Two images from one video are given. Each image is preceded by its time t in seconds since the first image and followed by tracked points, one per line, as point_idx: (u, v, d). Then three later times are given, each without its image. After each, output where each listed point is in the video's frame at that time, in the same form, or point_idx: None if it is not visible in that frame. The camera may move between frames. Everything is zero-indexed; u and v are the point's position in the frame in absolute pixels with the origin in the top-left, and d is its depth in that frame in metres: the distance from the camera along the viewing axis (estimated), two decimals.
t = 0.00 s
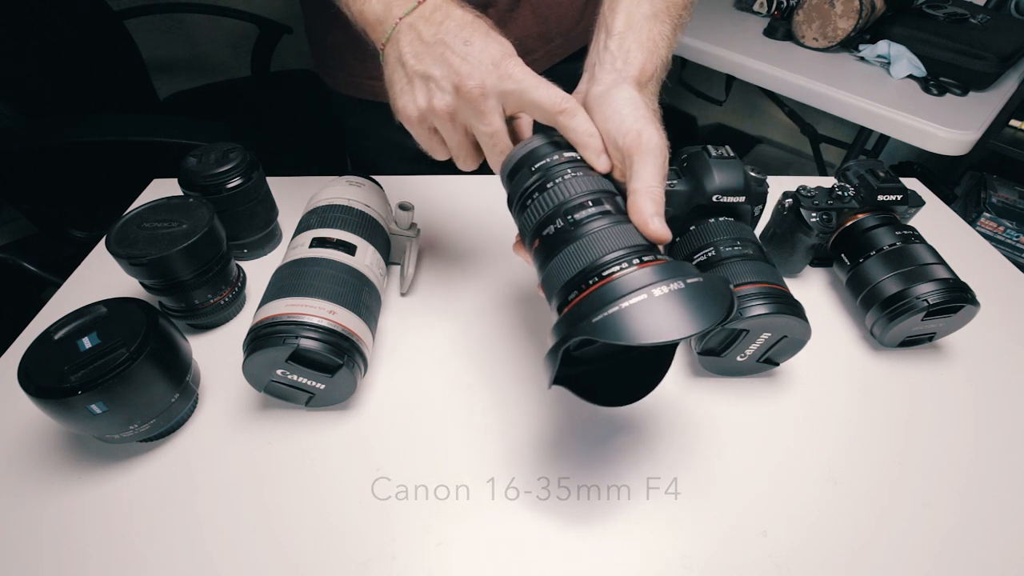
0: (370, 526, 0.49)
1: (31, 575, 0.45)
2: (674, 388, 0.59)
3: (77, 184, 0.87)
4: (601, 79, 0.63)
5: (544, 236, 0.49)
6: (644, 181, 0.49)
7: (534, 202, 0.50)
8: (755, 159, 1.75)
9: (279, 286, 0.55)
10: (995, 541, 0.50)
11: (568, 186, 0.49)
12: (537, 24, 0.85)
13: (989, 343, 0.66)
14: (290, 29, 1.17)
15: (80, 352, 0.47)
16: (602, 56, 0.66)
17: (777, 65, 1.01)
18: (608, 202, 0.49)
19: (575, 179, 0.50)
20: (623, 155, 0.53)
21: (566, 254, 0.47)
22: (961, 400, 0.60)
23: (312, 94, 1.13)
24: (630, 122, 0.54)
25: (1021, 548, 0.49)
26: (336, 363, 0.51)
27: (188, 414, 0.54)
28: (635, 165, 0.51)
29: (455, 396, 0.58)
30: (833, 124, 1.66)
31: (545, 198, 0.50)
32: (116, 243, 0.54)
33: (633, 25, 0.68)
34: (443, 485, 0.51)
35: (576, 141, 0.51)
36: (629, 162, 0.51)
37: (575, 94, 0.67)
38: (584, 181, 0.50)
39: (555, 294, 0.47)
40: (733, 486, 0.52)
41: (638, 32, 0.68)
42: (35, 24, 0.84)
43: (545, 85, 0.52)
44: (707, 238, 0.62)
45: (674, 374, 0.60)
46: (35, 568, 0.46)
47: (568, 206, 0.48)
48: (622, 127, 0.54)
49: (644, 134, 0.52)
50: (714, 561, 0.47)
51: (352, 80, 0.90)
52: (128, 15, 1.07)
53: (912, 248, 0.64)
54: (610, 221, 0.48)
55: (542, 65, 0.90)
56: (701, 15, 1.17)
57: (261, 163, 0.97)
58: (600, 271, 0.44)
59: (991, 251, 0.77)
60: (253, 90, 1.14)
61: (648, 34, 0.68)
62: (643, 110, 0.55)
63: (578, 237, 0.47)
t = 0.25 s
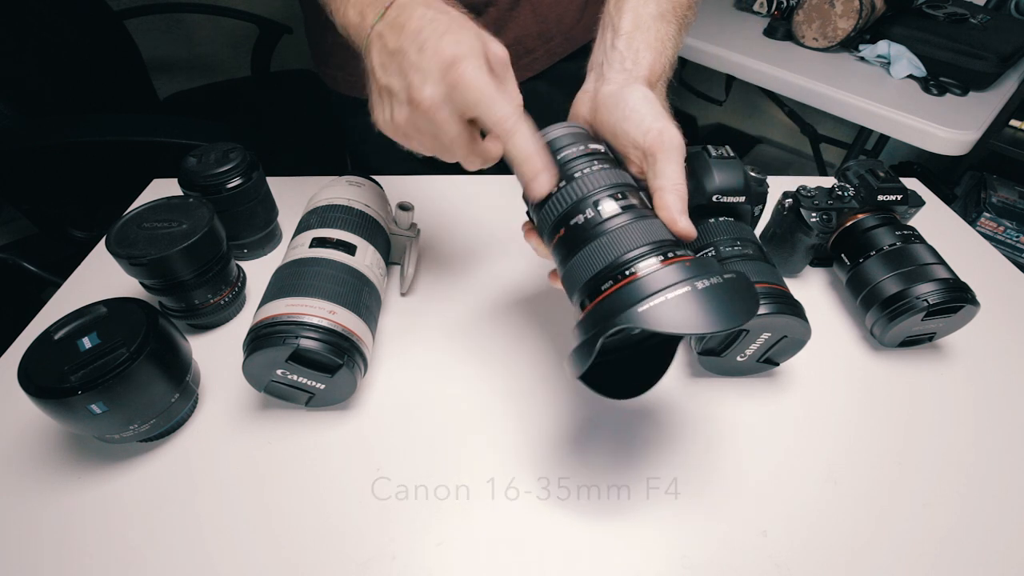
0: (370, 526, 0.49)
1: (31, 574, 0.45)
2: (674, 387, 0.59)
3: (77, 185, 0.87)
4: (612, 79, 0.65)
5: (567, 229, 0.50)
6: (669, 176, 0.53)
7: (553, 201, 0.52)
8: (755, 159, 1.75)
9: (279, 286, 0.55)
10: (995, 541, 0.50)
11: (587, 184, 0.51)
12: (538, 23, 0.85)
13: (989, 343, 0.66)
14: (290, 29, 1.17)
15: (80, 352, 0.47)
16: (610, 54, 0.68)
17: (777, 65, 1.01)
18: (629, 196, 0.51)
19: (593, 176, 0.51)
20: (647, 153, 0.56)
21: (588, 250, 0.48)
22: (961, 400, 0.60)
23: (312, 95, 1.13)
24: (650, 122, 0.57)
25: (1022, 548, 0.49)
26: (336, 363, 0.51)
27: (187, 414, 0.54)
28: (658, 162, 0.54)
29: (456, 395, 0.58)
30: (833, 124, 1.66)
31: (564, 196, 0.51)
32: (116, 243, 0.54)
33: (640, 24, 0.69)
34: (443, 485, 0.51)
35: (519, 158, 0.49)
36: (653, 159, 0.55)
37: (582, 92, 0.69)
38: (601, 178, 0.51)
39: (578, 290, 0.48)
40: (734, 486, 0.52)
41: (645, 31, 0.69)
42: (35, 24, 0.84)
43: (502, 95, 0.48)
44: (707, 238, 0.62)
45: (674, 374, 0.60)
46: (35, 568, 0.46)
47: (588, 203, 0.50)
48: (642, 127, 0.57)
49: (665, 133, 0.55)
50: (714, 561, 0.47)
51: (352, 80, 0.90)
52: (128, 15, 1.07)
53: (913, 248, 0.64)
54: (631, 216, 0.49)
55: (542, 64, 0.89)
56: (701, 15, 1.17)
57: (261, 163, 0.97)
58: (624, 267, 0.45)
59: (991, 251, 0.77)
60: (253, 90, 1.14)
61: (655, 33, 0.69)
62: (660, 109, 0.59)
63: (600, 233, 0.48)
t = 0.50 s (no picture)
0: (370, 526, 0.49)
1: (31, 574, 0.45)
2: (675, 387, 0.59)
3: (77, 185, 0.87)
4: (612, 78, 0.65)
5: (565, 220, 0.50)
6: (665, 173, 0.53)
7: (551, 191, 0.52)
8: (755, 159, 1.75)
9: (280, 286, 0.55)
10: (995, 540, 0.50)
11: (585, 176, 0.50)
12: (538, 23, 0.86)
13: (989, 343, 0.66)
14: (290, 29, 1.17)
15: (80, 352, 0.47)
16: (610, 54, 0.67)
17: (777, 65, 1.01)
18: (627, 189, 0.51)
19: (593, 167, 0.51)
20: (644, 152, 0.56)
21: (583, 242, 0.48)
22: (961, 400, 0.60)
23: (313, 95, 1.14)
24: (647, 119, 0.57)
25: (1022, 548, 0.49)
26: (336, 363, 0.51)
27: (187, 414, 0.54)
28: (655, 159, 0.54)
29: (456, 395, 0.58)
30: (833, 124, 1.66)
31: (562, 186, 0.51)
32: (116, 243, 0.54)
33: (640, 24, 0.69)
34: (443, 485, 0.51)
35: (509, 167, 0.52)
36: (649, 157, 0.55)
37: (583, 91, 0.69)
38: (600, 169, 0.51)
39: (572, 281, 0.48)
40: (734, 486, 0.52)
41: (646, 31, 0.68)
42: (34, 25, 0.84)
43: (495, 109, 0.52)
44: (707, 238, 0.62)
45: (674, 374, 0.60)
46: (35, 568, 0.46)
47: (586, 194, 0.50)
48: (639, 125, 0.57)
49: (663, 130, 0.55)
50: (714, 561, 0.47)
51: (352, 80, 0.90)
52: (128, 15, 1.07)
53: (912, 248, 0.64)
54: (628, 210, 0.49)
55: (542, 63, 0.89)
56: (701, 15, 1.17)
57: (261, 163, 0.97)
58: (619, 259, 0.45)
59: (991, 251, 0.77)
60: (253, 89, 1.14)
61: (655, 33, 0.69)
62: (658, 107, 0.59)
63: (595, 226, 0.48)
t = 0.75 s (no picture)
0: (370, 526, 0.49)
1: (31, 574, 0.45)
2: (674, 387, 0.59)
3: (77, 185, 0.87)
4: (632, 55, 0.61)
5: (579, 165, 0.46)
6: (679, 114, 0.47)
7: (563, 145, 0.49)
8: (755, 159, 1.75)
9: (280, 286, 0.55)
10: (995, 540, 0.50)
11: (599, 129, 0.47)
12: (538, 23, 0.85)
13: (989, 343, 0.66)
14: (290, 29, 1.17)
15: (80, 352, 0.47)
16: (630, 34, 0.65)
17: (777, 64, 1.01)
18: (637, 143, 0.47)
19: (607, 122, 0.48)
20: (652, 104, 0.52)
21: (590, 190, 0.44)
22: (962, 400, 0.60)
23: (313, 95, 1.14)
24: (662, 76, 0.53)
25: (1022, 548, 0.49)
26: (336, 363, 0.51)
27: (187, 414, 0.54)
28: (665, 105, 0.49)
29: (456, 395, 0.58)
30: (833, 124, 1.66)
31: (574, 140, 0.48)
32: (116, 243, 0.54)
33: (660, 4, 0.66)
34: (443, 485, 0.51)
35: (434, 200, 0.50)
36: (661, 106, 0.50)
37: (604, 71, 0.66)
38: (613, 124, 0.48)
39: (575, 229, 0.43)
40: (733, 486, 0.52)
41: (666, 11, 0.66)
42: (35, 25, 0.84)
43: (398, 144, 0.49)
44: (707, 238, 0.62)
45: (674, 374, 0.60)
46: (35, 568, 0.46)
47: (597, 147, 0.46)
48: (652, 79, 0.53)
49: (676, 81, 0.51)
50: (714, 561, 0.47)
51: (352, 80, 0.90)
52: (128, 15, 1.07)
53: (912, 248, 0.64)
54: (639, 160, 0.45)
55: (542, 63, 0.89)
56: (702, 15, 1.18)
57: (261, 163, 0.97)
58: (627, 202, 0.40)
59: (991, 251, 0.77)
60: (253, 89, 1.14)
61: (676, 12, 0.66)
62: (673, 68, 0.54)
63: (605, 172, 0.44)
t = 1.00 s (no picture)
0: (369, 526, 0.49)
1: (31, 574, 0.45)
2: (674, 387, 0.59)
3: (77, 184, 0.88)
4: None
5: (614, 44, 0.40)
6: None
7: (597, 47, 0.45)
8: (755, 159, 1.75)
9: (280, 286, 0.55)
10: (994, 540, 0.50)
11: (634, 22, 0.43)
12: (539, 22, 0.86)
13: (989, 343, 0.66)
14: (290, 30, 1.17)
15: (80, 352, 0.47)
16: None
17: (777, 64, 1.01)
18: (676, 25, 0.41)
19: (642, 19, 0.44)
20: None
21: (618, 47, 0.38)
22: (962, 400, 0.60)
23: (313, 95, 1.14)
24: None
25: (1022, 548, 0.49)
26: (336, 363, 0.51)
27: (187, 414, 0.54)
28: None
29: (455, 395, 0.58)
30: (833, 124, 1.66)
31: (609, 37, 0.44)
32: (116, 243, 0.54)
33: None
34: (443, 485, 0.51)
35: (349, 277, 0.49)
36: None
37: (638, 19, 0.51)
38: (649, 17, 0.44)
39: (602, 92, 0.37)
40: (733, 485, 0.52)
41: None
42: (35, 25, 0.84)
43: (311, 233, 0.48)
44: (708, 238, 0.63)
45: (674, 374, 0.60)
46: (35, 568, 0.46)
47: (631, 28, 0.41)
48: None
49: None
50: (713, 561, 0.47)
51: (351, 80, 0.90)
52: (128, 15, 1.07)
53: (912, 248, 0.64)
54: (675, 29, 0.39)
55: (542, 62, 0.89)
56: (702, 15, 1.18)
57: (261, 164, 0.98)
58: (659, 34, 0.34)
59: (991, 251, 0.77)
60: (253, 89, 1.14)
61: None
62: None
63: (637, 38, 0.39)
